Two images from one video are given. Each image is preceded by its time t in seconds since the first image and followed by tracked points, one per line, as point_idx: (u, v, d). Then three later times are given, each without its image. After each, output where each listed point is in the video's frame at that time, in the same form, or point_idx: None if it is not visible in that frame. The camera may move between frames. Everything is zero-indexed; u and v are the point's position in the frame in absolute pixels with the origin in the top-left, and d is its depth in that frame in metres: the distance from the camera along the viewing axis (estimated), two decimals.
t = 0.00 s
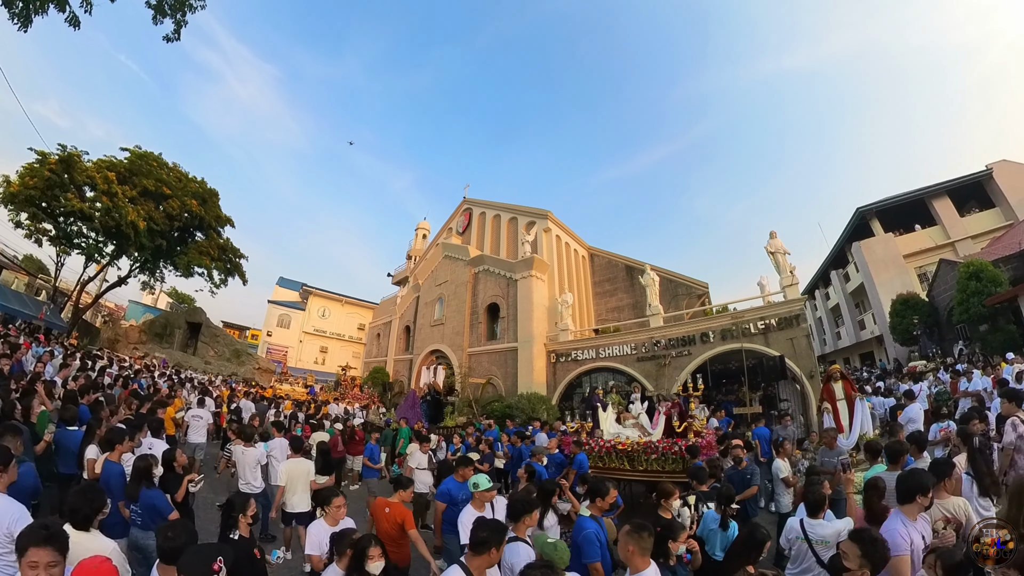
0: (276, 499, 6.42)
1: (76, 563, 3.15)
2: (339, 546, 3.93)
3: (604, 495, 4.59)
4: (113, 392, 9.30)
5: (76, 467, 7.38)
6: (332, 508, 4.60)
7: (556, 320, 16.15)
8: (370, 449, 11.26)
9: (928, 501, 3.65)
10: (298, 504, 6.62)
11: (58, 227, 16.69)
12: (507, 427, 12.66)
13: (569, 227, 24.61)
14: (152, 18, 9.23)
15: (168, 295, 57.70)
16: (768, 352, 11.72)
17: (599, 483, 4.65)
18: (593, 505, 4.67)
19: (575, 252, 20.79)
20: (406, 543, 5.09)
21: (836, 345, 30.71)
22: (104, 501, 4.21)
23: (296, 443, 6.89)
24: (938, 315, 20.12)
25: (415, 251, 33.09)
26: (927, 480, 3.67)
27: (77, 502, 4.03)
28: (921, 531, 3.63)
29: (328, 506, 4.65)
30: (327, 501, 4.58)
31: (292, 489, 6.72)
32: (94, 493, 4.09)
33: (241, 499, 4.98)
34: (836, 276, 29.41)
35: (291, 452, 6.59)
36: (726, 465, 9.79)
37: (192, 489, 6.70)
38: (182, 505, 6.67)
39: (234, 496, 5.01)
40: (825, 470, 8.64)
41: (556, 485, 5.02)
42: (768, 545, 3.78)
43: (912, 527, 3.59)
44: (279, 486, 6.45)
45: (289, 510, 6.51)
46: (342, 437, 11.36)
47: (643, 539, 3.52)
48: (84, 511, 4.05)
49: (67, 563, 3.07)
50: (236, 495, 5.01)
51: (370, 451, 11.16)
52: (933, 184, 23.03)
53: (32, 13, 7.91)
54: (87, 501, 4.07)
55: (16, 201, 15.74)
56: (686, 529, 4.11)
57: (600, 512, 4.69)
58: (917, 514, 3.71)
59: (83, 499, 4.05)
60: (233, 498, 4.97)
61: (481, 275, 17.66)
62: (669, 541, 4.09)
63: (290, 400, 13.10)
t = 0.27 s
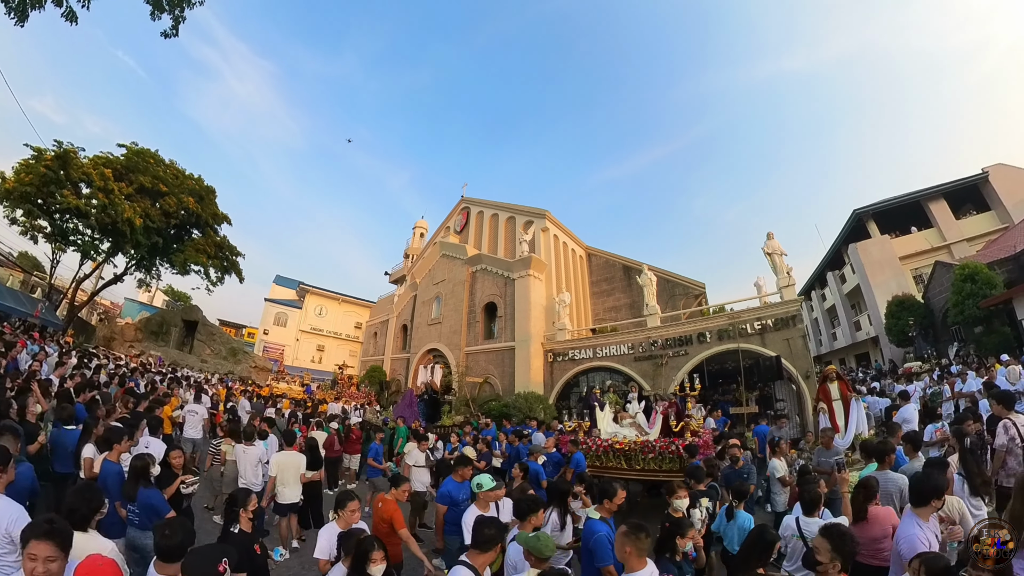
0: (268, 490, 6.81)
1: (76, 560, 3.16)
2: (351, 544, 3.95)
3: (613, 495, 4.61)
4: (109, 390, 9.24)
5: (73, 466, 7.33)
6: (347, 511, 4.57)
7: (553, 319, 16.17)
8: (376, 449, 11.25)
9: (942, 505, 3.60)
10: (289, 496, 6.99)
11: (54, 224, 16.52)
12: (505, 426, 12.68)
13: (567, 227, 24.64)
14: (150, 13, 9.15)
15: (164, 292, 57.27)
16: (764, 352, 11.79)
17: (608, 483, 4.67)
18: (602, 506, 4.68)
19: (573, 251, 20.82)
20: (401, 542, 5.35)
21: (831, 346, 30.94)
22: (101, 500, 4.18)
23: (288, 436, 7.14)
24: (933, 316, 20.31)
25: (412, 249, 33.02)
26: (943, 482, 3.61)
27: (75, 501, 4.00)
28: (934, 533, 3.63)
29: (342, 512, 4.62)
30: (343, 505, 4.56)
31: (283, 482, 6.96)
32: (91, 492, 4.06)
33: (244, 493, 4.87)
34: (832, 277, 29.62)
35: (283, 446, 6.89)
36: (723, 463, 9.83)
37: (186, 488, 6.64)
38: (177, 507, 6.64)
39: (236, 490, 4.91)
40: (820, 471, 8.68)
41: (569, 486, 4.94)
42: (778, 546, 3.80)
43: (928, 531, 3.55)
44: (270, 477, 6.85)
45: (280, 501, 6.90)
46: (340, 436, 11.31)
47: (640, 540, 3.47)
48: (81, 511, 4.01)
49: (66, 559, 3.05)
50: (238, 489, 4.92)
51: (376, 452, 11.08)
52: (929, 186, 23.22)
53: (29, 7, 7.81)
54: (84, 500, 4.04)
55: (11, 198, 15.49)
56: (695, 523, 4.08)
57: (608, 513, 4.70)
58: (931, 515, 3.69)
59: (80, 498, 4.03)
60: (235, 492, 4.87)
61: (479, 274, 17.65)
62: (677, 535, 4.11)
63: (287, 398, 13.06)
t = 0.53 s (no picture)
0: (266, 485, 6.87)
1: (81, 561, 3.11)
2: (359, 545, 3.93)
3: (625, 493, 4.67)
4: (107, 389, 9.16)
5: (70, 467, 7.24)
6: (361, 514, 4.52)
7: (551, 319, 16.19)
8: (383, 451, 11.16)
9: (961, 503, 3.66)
10: (286, 492, 7.06)
11: (49, 221, 16.32)
12: (503, 426, 12.69)
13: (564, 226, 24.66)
14: (148, 9, 9.03)
15: (159, 290, 56.67)
16: (761, 352, 11.88)
17: (620, 481, 4.74)
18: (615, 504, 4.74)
19: (571, 251, 20.85)
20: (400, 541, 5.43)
21: (827, 346, 31.22)
22: (102, 502, 4.09)
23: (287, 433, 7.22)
24: (928, 318, 20.54)
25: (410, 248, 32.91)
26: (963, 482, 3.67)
27: (75, 502, 3.92)
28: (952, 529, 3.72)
29: (356, 511, 4.57)
30: (359, 506, 4.51)
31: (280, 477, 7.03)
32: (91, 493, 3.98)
33: (252, 490, 4.88)
34: (828, 278, 29.89)
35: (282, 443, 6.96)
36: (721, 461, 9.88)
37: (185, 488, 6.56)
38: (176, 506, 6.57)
39: (244, 487, 4.92)
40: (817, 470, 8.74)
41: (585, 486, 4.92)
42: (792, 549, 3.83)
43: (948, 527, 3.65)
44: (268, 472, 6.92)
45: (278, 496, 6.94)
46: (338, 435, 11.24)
47: (633, 542, 3.43)
48: (81, 512, 3.92)
49: (64, 559, 2.94)
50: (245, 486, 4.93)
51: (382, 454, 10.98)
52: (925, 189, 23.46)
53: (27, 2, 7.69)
54: (84, 501, 3.96)
55: (6, 194, 15.26)
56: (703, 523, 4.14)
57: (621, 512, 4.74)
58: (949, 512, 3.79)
59: (80, 499, 3.95)
60: (242, 488, 4.88)
61: (477, 273, 17.64)
62: (687, 535, 4.13)
63: (284, 397, 13.00)
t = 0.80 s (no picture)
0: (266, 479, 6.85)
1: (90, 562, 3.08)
2: (367, 547, 3.89)
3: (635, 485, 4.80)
4: (105, 389, 9.08)
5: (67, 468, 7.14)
6: (372, 514, 4.51)
7: (549, 318, 16.22)
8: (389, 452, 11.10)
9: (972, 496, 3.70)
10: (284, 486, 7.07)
11: (45, 218, 16.15)
12: (500, 425, 12.71)
13: (562, 226, 24.67)
14: (147, 4, 8.93)
15: (154, 289, 56.18)
16: (757, 352, 11.98)
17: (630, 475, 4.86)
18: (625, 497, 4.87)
19: (568, 250, 20.89)
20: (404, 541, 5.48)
21: (823, 347, 31.50)
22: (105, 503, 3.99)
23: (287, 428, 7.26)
24: (923, 319, 20.78)
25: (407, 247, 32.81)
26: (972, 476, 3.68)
27: (77, 505, 3.82)
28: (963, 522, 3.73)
29: (367, 511, 4.56)
30: (371, 507, 4.51)
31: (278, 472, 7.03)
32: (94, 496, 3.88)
33: (259, 489, 4.87)
34: (825, 279, 30.16)
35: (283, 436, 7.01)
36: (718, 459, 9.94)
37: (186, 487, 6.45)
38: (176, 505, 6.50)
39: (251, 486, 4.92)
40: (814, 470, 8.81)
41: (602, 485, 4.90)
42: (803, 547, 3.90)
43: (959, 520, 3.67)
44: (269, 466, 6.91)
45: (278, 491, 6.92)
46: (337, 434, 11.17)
47: (623, 537, 3.46)
48: (84, 516, 3.82)
49: (66, 561, 2.85)
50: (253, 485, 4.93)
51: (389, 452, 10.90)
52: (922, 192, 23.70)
53: None
54: (87, 504, 3.86)
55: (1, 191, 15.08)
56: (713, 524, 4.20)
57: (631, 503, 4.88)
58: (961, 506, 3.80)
59: (82, 502, 3.85)
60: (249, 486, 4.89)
61: (475, 273, 17.63)
62: (698, 537, 4.20)
63: (282, 396, 12.95)
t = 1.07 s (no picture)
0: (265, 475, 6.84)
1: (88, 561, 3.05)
2: (369, 548, 3.88)
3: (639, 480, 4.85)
4: (101, 386, 9.00)
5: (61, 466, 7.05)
6: (376, 514, 4.49)
7: (546, 317, 16.21)
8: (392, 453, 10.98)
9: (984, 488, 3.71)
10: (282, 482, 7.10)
11: (41, 214, 16.01)
12: (497, 424, 12.71)
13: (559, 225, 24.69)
14: None
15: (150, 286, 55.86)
16: (754, 352, 12.03)
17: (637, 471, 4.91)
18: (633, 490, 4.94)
19: (566, 250, 20.91)
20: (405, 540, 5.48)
21: (819, 347, 31.70)
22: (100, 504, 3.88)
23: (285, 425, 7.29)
24: (918, 320, 20.93)
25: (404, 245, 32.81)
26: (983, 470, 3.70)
27: (72, 505, 3.71)
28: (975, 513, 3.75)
29: (370, 511, 4.55)
30: (373, 505, 4.48)
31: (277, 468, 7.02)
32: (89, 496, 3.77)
33: (261, 490, 4.91)
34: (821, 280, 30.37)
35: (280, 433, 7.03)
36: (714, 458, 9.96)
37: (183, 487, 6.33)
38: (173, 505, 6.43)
39: (254, 487, 4.96)
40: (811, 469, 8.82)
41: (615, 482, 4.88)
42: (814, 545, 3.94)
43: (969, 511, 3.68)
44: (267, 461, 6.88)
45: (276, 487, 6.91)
46: (333, 432, 11.12)
47: (612, 528, 3.50)
48: (78, 516, 3.71)
49: (50, 561, 2.70)
50: (256, 486, 4.96)
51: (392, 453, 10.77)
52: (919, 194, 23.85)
53: None
54: (83, 505, 3.75)
55: None
56: (724, 524, 4.23)
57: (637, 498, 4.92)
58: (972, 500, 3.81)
59: (77, 502, 3.73)
60: (252, 487, 4.92)
61: (472, 271, 17.61)
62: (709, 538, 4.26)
63: (278, 394, 12.90)
